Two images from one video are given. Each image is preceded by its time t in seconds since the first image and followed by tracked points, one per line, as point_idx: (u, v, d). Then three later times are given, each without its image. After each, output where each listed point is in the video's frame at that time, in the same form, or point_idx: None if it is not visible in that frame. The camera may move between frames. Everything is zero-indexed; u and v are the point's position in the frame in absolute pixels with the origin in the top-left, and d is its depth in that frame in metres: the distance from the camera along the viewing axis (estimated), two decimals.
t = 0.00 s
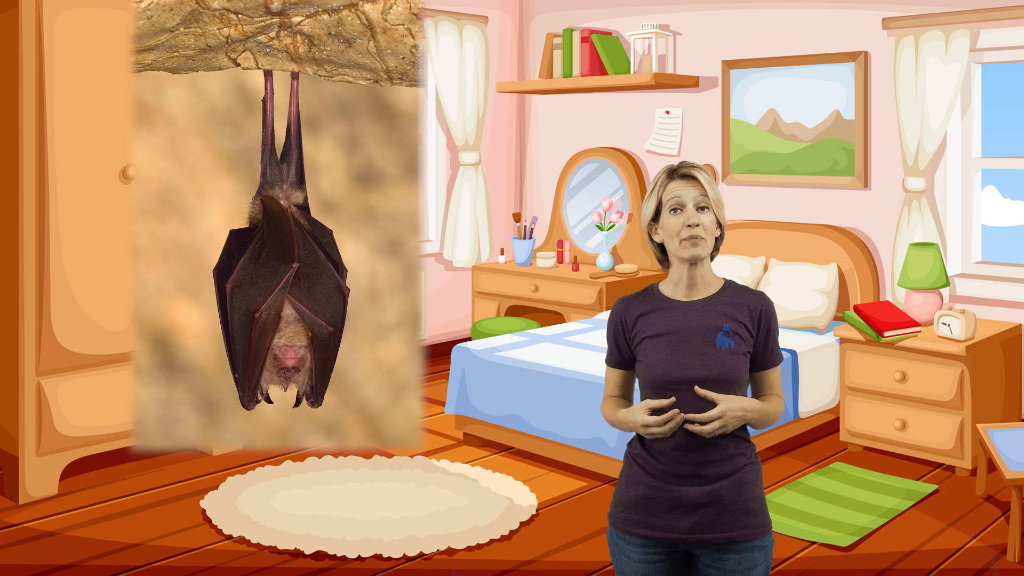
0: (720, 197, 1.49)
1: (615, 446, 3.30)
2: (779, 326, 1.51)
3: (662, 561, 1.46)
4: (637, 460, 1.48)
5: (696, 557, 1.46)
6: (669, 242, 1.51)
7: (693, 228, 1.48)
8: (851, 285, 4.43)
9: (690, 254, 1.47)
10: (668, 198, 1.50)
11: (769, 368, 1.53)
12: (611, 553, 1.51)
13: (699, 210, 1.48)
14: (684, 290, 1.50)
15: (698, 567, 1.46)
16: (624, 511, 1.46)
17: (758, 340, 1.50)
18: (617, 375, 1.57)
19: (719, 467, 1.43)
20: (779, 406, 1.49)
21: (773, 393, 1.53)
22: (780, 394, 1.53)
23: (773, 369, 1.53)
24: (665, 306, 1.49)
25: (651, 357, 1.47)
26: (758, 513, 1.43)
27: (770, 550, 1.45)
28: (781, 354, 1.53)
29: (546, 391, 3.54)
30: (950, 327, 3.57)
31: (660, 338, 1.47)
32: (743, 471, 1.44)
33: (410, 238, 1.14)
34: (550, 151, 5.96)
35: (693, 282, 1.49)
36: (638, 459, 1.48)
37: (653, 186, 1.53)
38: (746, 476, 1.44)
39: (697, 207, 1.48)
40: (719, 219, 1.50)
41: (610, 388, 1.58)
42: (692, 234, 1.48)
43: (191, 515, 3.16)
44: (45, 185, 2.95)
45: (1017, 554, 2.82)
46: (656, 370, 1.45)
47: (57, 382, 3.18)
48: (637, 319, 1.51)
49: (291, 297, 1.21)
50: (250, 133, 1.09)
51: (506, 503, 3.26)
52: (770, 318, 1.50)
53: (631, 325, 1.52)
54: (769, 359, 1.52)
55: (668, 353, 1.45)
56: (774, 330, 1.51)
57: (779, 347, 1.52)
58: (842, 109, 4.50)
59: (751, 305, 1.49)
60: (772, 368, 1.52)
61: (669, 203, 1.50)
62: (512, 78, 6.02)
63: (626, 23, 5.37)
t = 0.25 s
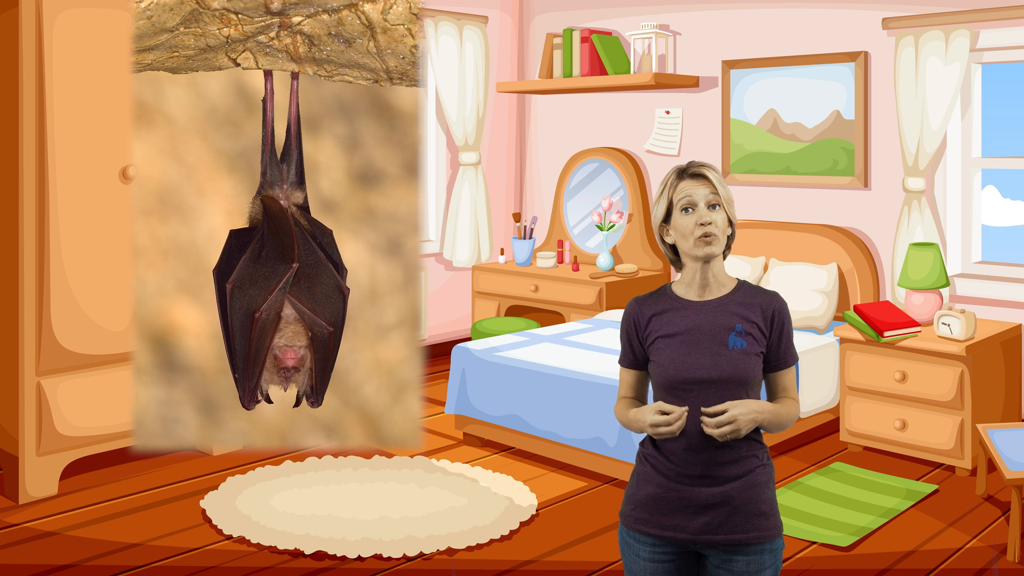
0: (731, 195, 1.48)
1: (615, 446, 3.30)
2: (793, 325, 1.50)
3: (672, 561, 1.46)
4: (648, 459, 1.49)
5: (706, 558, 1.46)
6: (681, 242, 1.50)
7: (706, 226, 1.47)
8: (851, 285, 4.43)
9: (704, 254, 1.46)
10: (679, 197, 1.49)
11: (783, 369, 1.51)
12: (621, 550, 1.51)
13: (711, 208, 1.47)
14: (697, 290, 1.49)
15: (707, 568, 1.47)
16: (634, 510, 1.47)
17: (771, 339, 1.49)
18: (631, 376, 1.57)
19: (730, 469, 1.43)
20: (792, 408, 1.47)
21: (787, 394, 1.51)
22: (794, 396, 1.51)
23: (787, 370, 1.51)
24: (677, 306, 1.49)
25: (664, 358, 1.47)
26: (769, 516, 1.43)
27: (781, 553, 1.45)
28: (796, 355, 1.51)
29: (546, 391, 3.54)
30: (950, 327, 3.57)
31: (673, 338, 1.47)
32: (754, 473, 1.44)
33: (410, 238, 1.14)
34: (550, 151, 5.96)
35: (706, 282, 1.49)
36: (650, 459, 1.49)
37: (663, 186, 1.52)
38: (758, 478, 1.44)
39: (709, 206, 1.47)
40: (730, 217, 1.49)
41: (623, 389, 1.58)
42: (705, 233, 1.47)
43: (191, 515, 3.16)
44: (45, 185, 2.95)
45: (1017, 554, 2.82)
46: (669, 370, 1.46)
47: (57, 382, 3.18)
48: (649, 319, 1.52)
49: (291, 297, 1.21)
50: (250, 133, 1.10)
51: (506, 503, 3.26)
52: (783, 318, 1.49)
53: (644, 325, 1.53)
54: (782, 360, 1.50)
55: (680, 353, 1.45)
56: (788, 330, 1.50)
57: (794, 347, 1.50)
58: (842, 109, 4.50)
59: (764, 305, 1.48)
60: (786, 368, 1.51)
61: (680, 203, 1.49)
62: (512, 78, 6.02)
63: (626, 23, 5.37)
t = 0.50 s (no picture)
0: (738, 195, 1.49)
1: (615, 446, 3.31)
2: (801, 326, 1.50)
3: (677, 559, 1.47)
4: (656, 458, 1.49)
5: (712, 557, 1.46)
6: (689, 242, 1.50)
7: (714, 225, 1.47)
8: (851, 285, 4.43)
9: (712, 252, 1.47)
10: (687, 196, 1.50)
11: (792, 370, 1.50)
12: (627, 548, 1.52)
13: (718, 207, 1.48)
14: (705, 290, 1.49)
15: (713, 567, 1.47)
16: (641, 509, 1.47)
17: (779, 339, 1.49)
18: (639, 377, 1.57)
19: (737, 469, 1.42)
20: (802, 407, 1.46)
21: (796, 395, 1.50)
22: (803, 398, 1.50)
23: (796, 371, 1.50)
24: (685, 307, 1.49)
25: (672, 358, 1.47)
26: (775, 517, 1.42)
27: (787, 554, 1.45)
28: (805, 356, 1.51)
29: (546, 391, 3.54)
30: (950, 327, 3.57)
31: (680, 338, 1.47)
32: (761, 474, 1.43)
33: (410, 238, 1.14)
34: (550, 151, 5.96)
35: (714, 281, 1.49)
36: (657, 458, 1.49)
37: (670, 186, 1.53)
38: (765, 479, 1.43)
39: (716, 204, 1.48)
40: (738, 216, 1.50)
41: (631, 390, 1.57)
42: (714, 231, 1.47)
43: (191, 515, 3.16)
44: (45, 185, 2.95)
45: (1017, 554, 2.82)
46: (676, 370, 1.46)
47: (57, 382, 3.18)
48: (658, 320, 1.52)
49: (291, 297, 1.21)
50: (250, 133, 1.09)
51: (506, 503, 3.26)
52: (791, 317, 1.49)
53: (652, 325, 1.53)
54: (791, 362, 1.49)
55: (687, 354, 1.45)
56: (796, 331, 1.50)
57: (802, 348, 1.50)
58: (842, 109, 4.50)
59: (772, 305, 1.49)
60: (796, 369, 1.50)
61: (688, 202, 1.49)
62: (512, 78, 6.02)
63: (626, 23, 5.37)
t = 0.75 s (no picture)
0: (739, 195, 1.49)
1: (615, 446, 3.31)
2: (802, 324, 1.50)
3: (679, 560, 1.46)
4: (658, 459, 1.48)
5: (713, 558, 1.46)
6: (691, 243, 1.49)
7: (716, 227, 1.46)
8: (851, 285, 4.43)
9: (715, 255, 1.46)
10: (688, 197, 1.49)
11: (793, 368, 1.51)
12: (628, 549, 1.52)
13: (720, 208, 1.47)
14: (707, 290, 1.49)
15: (714, 568, 1.47)
16: (643, 509, 1.47)
17: (780, 338, 1.49)
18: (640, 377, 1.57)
19: (739, 470, 1.43)
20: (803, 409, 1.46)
21: (797, 394, 1.51)
22: (804, 397, 1.50)
23: (797, 369, 1.51)
24: (686, 307, 1.49)
25: (674, 358, 1.47)
26: (777, 517, 1.43)
27: (788, 555, 1.45)
28: (807, 353, 1.51)
29: (546, 391, 3.54)
30: (950, 327, 3.57)
31: (682, 338, 1.47)
32: (763, 474, 1.43)
33: (410, 238, 1.14)
34: (550, 151, 5.96)
35: (716, 281, 1.48)
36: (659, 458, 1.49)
37: (672, 187, 1.52)
38: (767, 479, 1.43)
39: (718, 206, 1.47)
40: (739, 217, 1.49)
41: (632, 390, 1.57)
42: (716, 233, 1.46)
43: (191, 515, 3.16)
44: (45, 185, 2.95)
45: (1017, 554, 2.82)
46: (678, 370, 1.46)
47: (57, 382, 3.18)
48: (659, 319, 1.52)
49: (291, 297, 1.21)
50: (250, 133, 1.09)
51: (506, 503, 3.26)
52: (792, 316, 1.49)
53: (653, 326, 1.53)
54: (792, 360, 1.50)
55: (689, 353, 1.45)
56: (798, 329, 1.50)
57: (803, 346, 1.50)
58: (842, 109, 4.50)
59: (774, 304, 1.48)
60: (796, 367, 1.51)
61: (690, 203, 1.48)
62: (512, 78, 6.03)
63: (626, 23, 5.37)
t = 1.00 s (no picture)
0: (738, 198, 1.50)
1: (615, 446, 3.31)
2: (798, 323, 1.50)
3: (677, 560, 1.46)
4: (656, 460, 1.48)
5: (712, 559, 1.46)
6: (689, 245, 1.50)
7: (715, 229, 1.47)
8: (851, 285, 4.43)
9: (713, 257, 1.47)
10: (687, 199, 1.50)
11: (789, 368, 1.51)
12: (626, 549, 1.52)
13: (719, 211, 1.48)
14: (704, 290, 1.49)
15: (712, 568, 1.47)
16: (641, 510, 1.47)
17: (777, 339, 1.49)
18: (637, 377, 1.57)
19: (737, 469, 1.43)
20: (798, 412, 1.48)
21: (793, 394, 1.51)
22: (799, 398, 1.51)
23: (793, 369, 1.51)
24: (683, 308, 1.49)
25: (671, 359, 1.47)
26: (775, 517, 1.43)
27: (786, 554, 1.45)
28: (802, 354, 1.51)
29: (546, 391, 3.54)
30: (950, 327, 3.57)
31: (679, 339, 1.47)
32: (762, 474, 1.44)
33: (410, 238, 1.14)
34: (550, 151, 5.96)
35: (713, 282, 1.49)
36: (656, 458, 1.49)
37: (671, 188, 1.53)
38: (765, 479, 1.44)
39: (717, 208, 1.48)
40: (737, 220, 1.50)
41: (629, 390, 1.58)
42: (714, 236, 1.47)
43: (191, 515, 3.16)
44: (45, 185, 2.95)
45: (1017, 554, 2.82)
46: (675, 371, 1.46)
47: (57, 382, 3.18)
48: (656, 320, 1.52)
49: (291, 297, 1.21)
50: (250, 133, 1.09)
51: (506, 503, 3.26)
52: (789, 316, 1.49)
53: (650, 326, 1.52)
54: (788, 360, 1.50)
55: (686, 355, 1.45)
56: (794, 329, 1.50)
57: (800, 346, 1.51)
58: (842, 109, 4.50)
59: (770, 304, 1.48)
60: (792, 367, 1.51)
61: (689, 205, 1.49)
62: (512, 78, 6.03)
63: (626, 23, 5.37)
